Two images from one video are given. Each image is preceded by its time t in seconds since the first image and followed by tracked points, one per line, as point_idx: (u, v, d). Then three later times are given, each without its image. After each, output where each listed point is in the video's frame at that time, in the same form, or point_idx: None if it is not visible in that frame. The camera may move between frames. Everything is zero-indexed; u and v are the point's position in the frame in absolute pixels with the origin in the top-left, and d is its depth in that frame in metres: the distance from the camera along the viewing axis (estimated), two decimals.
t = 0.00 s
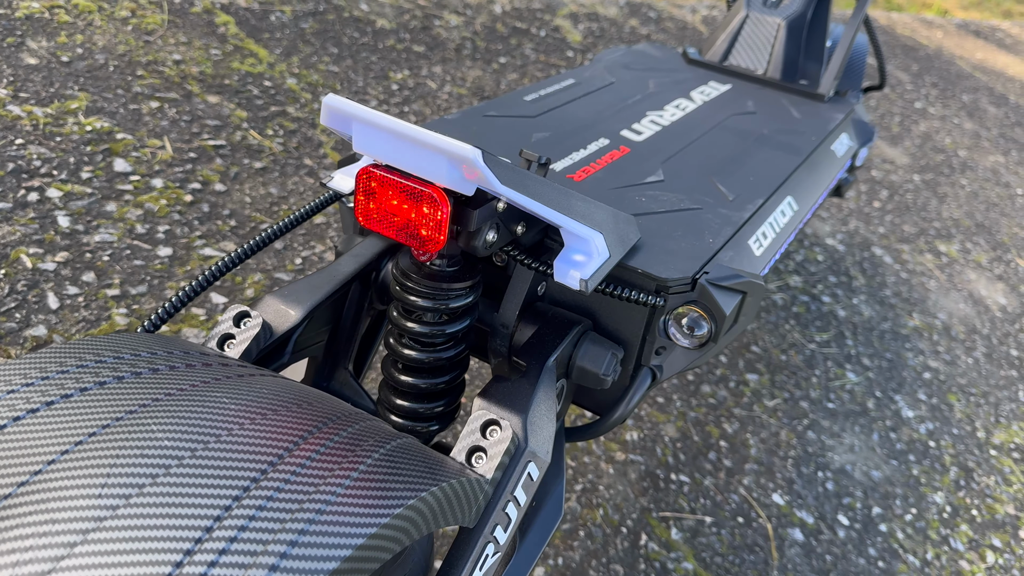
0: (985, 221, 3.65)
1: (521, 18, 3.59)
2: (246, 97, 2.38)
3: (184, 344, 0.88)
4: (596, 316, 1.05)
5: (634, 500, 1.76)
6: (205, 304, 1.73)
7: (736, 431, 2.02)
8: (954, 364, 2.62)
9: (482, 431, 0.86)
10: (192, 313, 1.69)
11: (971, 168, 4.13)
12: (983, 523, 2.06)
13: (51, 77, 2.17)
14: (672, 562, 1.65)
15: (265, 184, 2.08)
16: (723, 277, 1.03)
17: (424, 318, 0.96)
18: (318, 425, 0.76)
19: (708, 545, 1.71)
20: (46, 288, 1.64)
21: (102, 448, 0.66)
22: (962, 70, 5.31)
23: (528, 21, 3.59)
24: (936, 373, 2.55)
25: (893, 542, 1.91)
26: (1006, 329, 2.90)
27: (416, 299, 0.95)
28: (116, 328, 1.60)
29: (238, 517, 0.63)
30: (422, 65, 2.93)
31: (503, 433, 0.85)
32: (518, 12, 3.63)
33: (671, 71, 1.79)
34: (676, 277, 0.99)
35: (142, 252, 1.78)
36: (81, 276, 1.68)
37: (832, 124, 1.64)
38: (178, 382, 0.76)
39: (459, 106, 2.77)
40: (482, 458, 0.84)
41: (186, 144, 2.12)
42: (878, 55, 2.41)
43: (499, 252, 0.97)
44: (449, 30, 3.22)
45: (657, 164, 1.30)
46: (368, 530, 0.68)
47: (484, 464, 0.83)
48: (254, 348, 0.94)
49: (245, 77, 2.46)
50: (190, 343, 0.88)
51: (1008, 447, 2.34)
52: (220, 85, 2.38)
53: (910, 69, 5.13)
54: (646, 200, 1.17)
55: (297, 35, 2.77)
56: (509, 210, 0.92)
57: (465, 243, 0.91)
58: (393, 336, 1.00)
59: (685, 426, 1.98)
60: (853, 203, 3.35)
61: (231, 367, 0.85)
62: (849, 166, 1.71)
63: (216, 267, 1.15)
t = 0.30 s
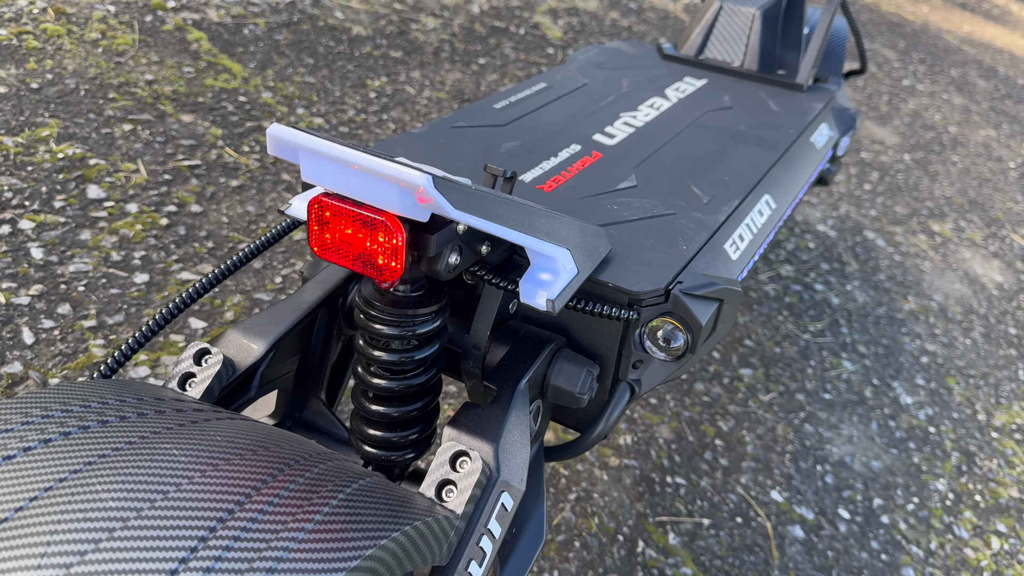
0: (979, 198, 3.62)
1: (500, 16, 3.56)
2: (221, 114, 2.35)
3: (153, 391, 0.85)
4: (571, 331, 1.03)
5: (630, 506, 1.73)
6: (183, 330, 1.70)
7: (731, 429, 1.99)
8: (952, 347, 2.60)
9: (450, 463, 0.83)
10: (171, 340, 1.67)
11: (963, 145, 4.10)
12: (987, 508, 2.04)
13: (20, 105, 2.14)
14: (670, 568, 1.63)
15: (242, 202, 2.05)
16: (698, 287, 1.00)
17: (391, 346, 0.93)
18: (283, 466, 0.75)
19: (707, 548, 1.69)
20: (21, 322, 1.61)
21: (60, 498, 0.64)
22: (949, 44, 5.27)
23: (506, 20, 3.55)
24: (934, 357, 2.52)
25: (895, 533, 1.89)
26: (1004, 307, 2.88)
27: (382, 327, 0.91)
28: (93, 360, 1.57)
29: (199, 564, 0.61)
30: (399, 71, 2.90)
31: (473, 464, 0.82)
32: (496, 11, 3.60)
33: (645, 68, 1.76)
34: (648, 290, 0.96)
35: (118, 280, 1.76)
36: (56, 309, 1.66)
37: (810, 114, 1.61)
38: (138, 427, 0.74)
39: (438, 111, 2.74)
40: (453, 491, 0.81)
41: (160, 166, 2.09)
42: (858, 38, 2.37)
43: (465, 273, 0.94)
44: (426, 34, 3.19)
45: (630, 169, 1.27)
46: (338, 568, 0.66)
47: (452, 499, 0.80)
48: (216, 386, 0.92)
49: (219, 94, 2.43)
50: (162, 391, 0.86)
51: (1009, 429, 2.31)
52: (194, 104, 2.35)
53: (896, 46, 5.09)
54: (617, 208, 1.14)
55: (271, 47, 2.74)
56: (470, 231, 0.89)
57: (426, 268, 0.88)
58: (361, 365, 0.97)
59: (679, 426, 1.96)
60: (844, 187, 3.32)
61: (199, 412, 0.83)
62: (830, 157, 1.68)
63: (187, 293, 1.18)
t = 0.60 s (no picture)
0: (972, 176, 3.59)
1: (479, 19, 3.53)
2: (197, 135, 2.32)
3: (118, 443, 0.83)
4: (546, 352, 1.00)
5: (628, 514, 1.70)
6: (165, 361, 1.68)
7: (729, 428, 1.97)
8: (951, 330, 2.57)
9: (422, 503, 0.79)
10: (153, 371, 1.65)
11: (954, 121, 4.07)
12: (992, 494, 2.01)
13: None
14: None
15: (221, 226, 2.03)
16: (674, 301, 0.97)
17: (361, 381, 0.90)
18: (248, 516, 0.73)
19: (709, 554, 1.66)
20: None
21: (11, 573, 0.62)
22: (936, 20, 5.23)
23: (485, 21, 3.52)
24: (932, 342, 2.49)
25: (900, 526, 1.86)
26: (1002, 286, 2.85)
27: (349, 361, 0.88)
28: (74, 397, 1.55)
29: None
30: (378, 81, 2.87)
31: (445, 502, 0.79)
32: (475, 13, 3.57)
33: (620, 69, 1.73)
34: (621, 308, 0.93)
35: (97, 312, 1.73)
36: (35, 346, 1.63)
37: (789, 107, 1.58)
38: (98, 485, 0.72)
39: (419, 119, 2.72)
40: (425, 532, 0.77)
41: (137, 193, 2.07)
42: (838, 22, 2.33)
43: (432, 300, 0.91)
44: (404, 41, 3.16)
45: (603, 178, 1.24)
46: None
47: (425, 540, 0.76)
48: (182, 431, 0.89)
49: (195, 115, 2.40)
50: (127, 442, 0.83)
51: (1011, 412, 2.28)
52: (169, 127, 2.32)
53: (883, 25, 5.05)
54: (590, 221, 1.11)
55: (247, 64, 2.71)
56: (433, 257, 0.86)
57: (390, 298, 0.85)
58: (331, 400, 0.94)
59: (675, 429, 1.93)
60: (834, 172, 3.28)
61: (162, 464, 0.80)
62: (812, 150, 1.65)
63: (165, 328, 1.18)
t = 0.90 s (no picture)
0: (965, 157, 3.56)
1: (458, 26, 3.50)
2: (175, 164, 2.30)
3: (82, 509, 0.80)
4: (520, 385, 0.96)
5: (626, 529, 1.68)
6: (148, 400, 1.65)
7: (726, 433, 1.94)
8: (948, 317, 2.54)
9: (392, 557, 0.76)
10: (137, 412, 1.62)
11: (944, 102, 4.03)
12: (997, 485, 1.98)
13: None
14: None
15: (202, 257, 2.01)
16: (647, 326, 0.94)
17: (329, 429, 0.87)
18: None
19: (710, 565, 1.64)
20: None
21: None
22: None
23: (465, 29, 3.50)
24: (930, 331, 2.46)
25: (905, 524, 1.83)
26: (998, 269, 2.82)
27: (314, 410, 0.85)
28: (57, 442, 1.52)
29: None
30: (357, 96, 2.85)
31: (415, 556, 0.75)
32: (454, 21, 3.54)
33: (593, 77, 1.71)
34: (593, 336, 0.90)
35: (79, 353, 1.71)
36: (16, 393, 1.61)
37: (766, 108, 1.55)
38: (62, 557, 0.71)
39: (400, 134, 2.69)
40: None
41: (116, 228, 2.04)
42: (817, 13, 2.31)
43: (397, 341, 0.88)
44: (383, 54, 3.14)
45: (575, 196, 1.21)
46: None
47: None
48: (149, 489, 0.87)
49: (172, 143, 2.38)
50: (90, 507, 0.81)
51: (1013, 398, 2.25)
52: (147, 157, 2.30)
53: (868, 7, 5.01)
54: (561, 245, 1.08)
55: (224, 87, 2.69)
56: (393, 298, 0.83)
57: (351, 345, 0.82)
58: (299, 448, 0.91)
59: (671, 437, 1.90)
60: (825, 161, 3.25)
61: (127, 531, 0.77)
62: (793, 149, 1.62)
63: (138, 365, 1.15)
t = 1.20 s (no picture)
0: (954, 141, 3.53)
1: (438, 39, 3.49)
2: (155, 198, 2.28)
3: None
4: (491, 425, 0.94)
5: (624, 547, 1.66)
6: (134, 444, 1.64)
7: (722, 442, 1.92)
8: (944, 308, 2.51)
9: None
10: (122, 457, 1.61)
11: (932, 85, 4.00)
12: (1000, 478, 1.96)
13: None
14: None
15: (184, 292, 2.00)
16: (618, 359, 0.92)
17: (296, 485, 0.85)
18: None
19: None
20: None
21: None
22: None
23: (444, 41, 3.48)
24: (926, 322, 2.44)
25: (907, 525, 1.81)
26: (992, 255, 2.79)
27: (278, 468, 0.83)
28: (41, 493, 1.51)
29: None
30: (338, 117, 2.83)
31: None
32: (433, 33, 3.52)
33: (565, 93, 1.69)
34: (562, 375, 0.88)
35: (62, 399, 1.70)
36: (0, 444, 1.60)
37: (740, 115, 1.53)
38: None
39: (382, 153, 2.68)
40: None
41: (97, 267, 2.03)
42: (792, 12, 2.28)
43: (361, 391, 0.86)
44: (362, 72, 3.12)
45: (545, 222, 1.19)
46: None
47: None
48: (117, 556, 0.85)
49: (152, 177, 2.36)
50: None
51: (1013, 388, 2.23)
52: (126, 193, 2.29)
53: None
54: (530, 276, 1.06)
55: (202, 116, 2.67)
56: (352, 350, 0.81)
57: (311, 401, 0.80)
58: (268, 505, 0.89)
59: (666, 449, 1.88)
60: (813, 153, 3.23)
61: None
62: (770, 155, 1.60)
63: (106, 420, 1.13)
